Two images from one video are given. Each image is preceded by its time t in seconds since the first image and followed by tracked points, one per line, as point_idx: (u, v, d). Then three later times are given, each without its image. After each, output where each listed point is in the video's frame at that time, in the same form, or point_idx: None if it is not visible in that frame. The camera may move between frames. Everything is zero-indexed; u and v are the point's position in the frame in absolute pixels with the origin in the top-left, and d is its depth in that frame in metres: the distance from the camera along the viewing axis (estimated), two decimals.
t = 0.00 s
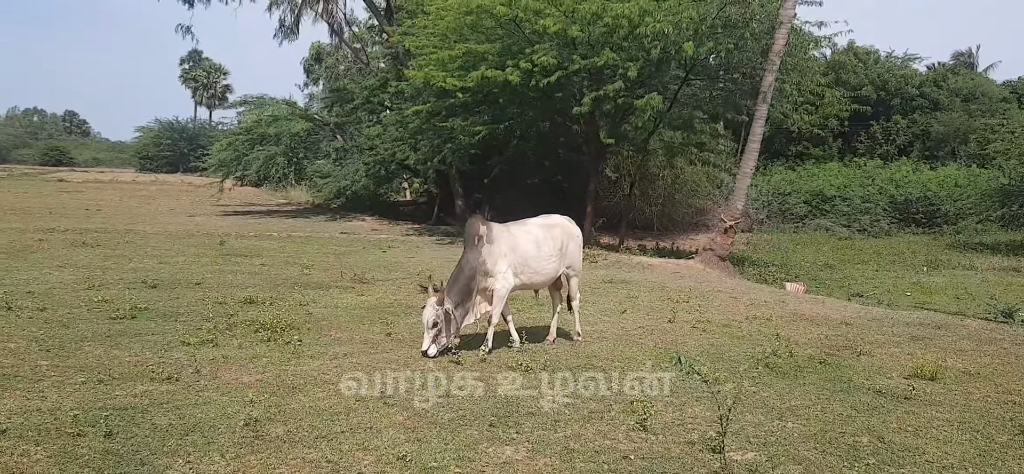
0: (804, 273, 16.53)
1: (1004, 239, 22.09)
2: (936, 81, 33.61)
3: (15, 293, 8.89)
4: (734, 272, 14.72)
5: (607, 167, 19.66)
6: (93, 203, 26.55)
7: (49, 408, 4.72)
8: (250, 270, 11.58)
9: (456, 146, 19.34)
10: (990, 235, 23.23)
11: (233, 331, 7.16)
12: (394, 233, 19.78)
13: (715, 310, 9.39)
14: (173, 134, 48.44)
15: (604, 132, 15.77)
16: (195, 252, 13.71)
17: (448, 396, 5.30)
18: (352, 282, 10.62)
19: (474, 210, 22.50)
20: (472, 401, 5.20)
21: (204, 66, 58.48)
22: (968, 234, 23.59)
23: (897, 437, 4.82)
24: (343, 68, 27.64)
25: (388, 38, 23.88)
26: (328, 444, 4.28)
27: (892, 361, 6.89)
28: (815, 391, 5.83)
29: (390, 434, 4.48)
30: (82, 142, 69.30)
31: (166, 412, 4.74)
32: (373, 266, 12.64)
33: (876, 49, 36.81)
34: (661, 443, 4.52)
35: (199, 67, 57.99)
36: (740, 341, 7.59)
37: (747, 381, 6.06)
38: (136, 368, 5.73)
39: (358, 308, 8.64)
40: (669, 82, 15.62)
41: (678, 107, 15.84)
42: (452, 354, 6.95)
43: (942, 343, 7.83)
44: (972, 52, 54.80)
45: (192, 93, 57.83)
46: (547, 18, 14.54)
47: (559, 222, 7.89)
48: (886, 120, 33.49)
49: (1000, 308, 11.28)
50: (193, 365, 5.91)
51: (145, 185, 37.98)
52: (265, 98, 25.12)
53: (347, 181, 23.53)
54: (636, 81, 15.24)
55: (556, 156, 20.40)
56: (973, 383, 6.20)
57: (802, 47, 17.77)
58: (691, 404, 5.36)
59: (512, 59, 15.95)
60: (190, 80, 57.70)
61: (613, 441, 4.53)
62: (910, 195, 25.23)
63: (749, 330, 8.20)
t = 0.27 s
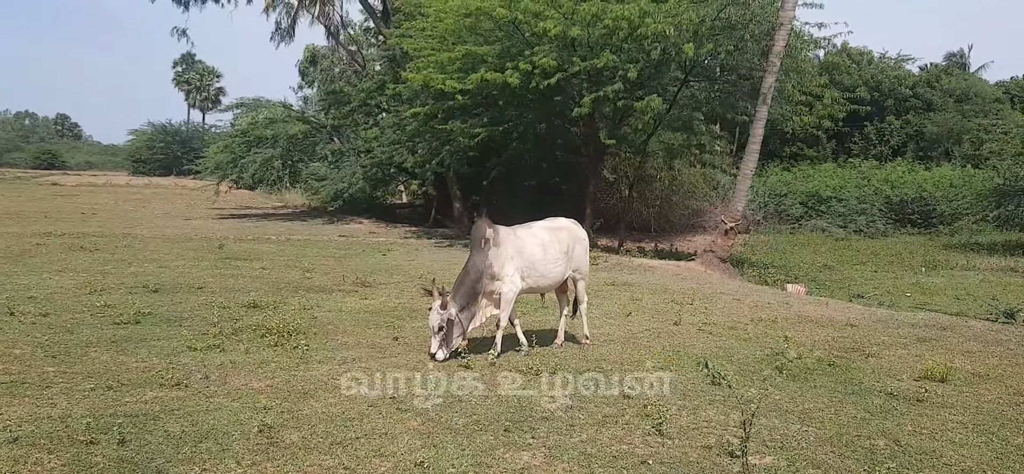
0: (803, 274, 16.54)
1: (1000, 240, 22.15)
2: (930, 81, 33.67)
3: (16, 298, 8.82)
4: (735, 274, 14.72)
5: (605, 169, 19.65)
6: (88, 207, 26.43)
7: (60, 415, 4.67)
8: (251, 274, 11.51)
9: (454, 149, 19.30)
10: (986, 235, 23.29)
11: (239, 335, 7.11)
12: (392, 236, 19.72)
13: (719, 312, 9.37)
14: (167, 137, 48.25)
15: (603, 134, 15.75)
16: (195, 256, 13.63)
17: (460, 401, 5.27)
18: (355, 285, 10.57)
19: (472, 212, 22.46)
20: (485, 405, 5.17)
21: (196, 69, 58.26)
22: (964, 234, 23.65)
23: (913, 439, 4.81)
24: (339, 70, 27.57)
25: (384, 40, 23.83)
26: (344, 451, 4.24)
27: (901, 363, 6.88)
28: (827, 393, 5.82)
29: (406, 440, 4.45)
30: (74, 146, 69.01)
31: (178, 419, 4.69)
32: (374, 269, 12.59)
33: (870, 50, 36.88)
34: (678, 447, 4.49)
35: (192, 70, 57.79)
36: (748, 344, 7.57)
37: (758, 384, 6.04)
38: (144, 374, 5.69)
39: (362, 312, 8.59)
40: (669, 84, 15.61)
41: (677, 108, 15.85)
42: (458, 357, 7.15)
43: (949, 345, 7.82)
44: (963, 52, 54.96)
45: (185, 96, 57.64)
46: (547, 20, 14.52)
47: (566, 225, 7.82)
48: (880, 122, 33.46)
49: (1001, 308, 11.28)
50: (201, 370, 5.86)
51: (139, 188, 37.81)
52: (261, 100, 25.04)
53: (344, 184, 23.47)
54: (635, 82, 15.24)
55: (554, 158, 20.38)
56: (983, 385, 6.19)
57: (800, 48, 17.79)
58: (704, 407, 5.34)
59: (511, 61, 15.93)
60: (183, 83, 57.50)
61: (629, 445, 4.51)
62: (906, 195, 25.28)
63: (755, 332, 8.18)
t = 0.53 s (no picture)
0: (804, 272, 16.57)
1: (998, 236, 22.21)
2: (925, 78, 33.75)
3: (19, 306, 8.79)
4: (736, 273, 14.75)
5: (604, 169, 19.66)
6: (86, 213, 26.38)
7: (72, 423, 4.67)
8: (253, 279, 11.49)
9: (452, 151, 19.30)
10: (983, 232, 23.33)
11: (246, 341, 7.11)
12: (392, 239, 19.71)
13: (724, 312, 9.38)
14: (161, 142, 48.08)
15: (603, 135, 15.76)
16: (195, 261, 13.61)
17: (471, 403, 5.27)
18: (357, 289, 10.56)
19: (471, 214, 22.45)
20: (497, 408, 5.18)
21: (190, 73, 58.13)
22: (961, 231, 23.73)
23: (924, 437, 4.83)
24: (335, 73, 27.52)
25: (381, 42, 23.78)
26: (359, 456, 4.25)
27: (907, 361, 6.90)
28: (836, 392, 5.83)
29: (420, 444, 4.45)
30: (68, 151, 68.81)
31: (191, 426, 4.69)
32: (376, 273, 12.58)
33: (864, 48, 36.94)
34: (692, 448, 4.50)
35: (186, 74, 57.66)
36: (754, 343, 7.59)
37: (767, 383, 6.05)
38: (154, 381, 5.68)
39: (367, 316, 8.59)
40: (668, 84, 15.65)
41: (676, 108, 15.87)
42: (464, 361, 6.97)
43: (953, 341, 7.85)
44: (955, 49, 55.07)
45: (179, 100, 57.52)
46: (546, 21, 14.53)
47: (570, 227, 7.79)
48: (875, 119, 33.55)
49: (1002, 304, 11.31)
50: (211, 377, 5.85)
51: (135, 194, 37.72)
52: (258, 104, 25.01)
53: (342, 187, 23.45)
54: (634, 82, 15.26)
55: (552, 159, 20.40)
56: (990, 381, 6.21)
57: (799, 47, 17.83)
58: (714, 407, 5.35)
59: (510, 62, 15.94)
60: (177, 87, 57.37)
61: (643, 447, 4.52)
62: (903, 192, 25.33)
63: (760, 331, 8.20)
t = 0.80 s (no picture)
0: (800, 273, 16.63)
1: (993, 237, 22.29)
2: (920, 80, 33.84)
3: (19, 307, 8.79)
4: (733, 274, 14.80)
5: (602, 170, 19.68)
6: (82, 214, 26.34)
7: (77, 424, 4.68)
8: (253, 280, 11.50)
9: (450, 151, 19.32)
10: (979, 233, 23.43)
11: (248, 341, 7.12)
12: (390, 240, 19.73)
13: (723, 313, 9.41)
14: (157, 142, 47.98)
15: (601, 136, 15.79)
16: (194, 262, 13.60)
17: (474, 404, 5.29)
18: (357, 290, 10.57)
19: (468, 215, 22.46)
20: (501, 408, 5.20)
21: (186, 74, 58.04)
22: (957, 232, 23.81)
23: (925, 437, 4.87)
24: (332, 74, 27.51)
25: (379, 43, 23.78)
26: (366, 455, 4.28)
27: (906, 361, 6.94)
28: (837, 392, 5.87)
29: (425, 444, 4.48)
30: (63, 152, 68.64)
31: (196, 426, 4.71)
32: (375, 274, 12.60)
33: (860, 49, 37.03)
34: (696, 448, 4.53)
35: (182, 75, 57.56)
36: (753, 344, 7.63)
37: (768, 383, 6.08)
38: (158, 382, 5.69)
39: (368, 316, 8.61)
40: (666, 85, 15.69)
41: (673, 109, 15.92)
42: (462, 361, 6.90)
43: (952, 342, 7.89)
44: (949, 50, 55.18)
45: (175, 101, 57.43)
46: (545, 23, 14.57)
47: (569, 229, 7.73)
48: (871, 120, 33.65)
49: (999, 305, 11.36)
50: (214, 377, 5.87)
51: (131, 194, 37.65)
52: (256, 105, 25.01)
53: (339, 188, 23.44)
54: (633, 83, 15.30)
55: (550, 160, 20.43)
56: (989, 382, 6.25)
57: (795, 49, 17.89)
58: (716, 407, 5.38)
59: (508, 63, 15.97)
60: (173, 88, 57.26)
61: (647, 447, 4.54)
62: (899, 194, 25.42)
63: (760, 332, 8.24)
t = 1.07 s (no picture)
0: (793, 275, 16.74)
1: (983, 239, 22.46)
2: (910, 83, 34.00)
3: (17, 307, 8.80)
4: (727, 275, 14.89)
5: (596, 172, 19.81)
6: (76, 214, 26.29)
7: (81, 423, 4.71)
8: (249, 280, 11.52)
9: (445, 153, 19.36)
10: (969, 235, 23.60)
11: (247, 342, 7.16)
12: (385, 241, 19.76)
13: (718, 314, 9.49)
14: (149, 142, 47.86)
15: (596, 138, 15.87)
16: (190, 262, 13.62)
17: (474, 403, 5.35)
18: (354, 291, 10.62)
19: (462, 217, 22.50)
20: (500, 407, 5.26)
21: (179, 74, 57.90)
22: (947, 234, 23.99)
23: (918, 436, 4.95)
24: (326, 75, 27.49)
25: (373, 45, 23.79)
26: (369, 454, 4.33)
27: (900, 362, 7.03)
28: (831, 392, 5.96)
29: (428, 443, 4.53)
30: (54, 152, 68.37)
31: (201, 425, 4.75)
32: (371, 275, 12.64)
33: (851, 53, 37.21)
34: (694, 447, 4.61)
35: (174, 75, 57.44)
36: (748, 344, 7.71)
37: (762, 383, 6.16)
38: (161, 381, 5.73)
39: (365, 317, 8.64)
40: (660, 87, 15.78)
41: (668, 111, 16.01)
42: (461, 362, 6.95)
43: (945, 344, 7.98)
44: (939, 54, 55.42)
45: (167, 101, 57.29)
46: (541, 25, 14.63)
47: (566, 230, 7.76)
48: (862, 123, 33.83)
49: (990, 307, 11.48)
50: (216, 377, 5.91)
51: (124, 194, 37.55)
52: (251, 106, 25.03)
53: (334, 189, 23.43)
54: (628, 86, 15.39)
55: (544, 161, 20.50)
56: (982, 382, 6.35)
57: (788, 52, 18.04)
58: (714, 407, 5.45)
59: (503, 65, 16.04)
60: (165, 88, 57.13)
61: (646, 445, 4.62)
62: (890, 196, 25.57)
63: (754, 333, 8.33)
